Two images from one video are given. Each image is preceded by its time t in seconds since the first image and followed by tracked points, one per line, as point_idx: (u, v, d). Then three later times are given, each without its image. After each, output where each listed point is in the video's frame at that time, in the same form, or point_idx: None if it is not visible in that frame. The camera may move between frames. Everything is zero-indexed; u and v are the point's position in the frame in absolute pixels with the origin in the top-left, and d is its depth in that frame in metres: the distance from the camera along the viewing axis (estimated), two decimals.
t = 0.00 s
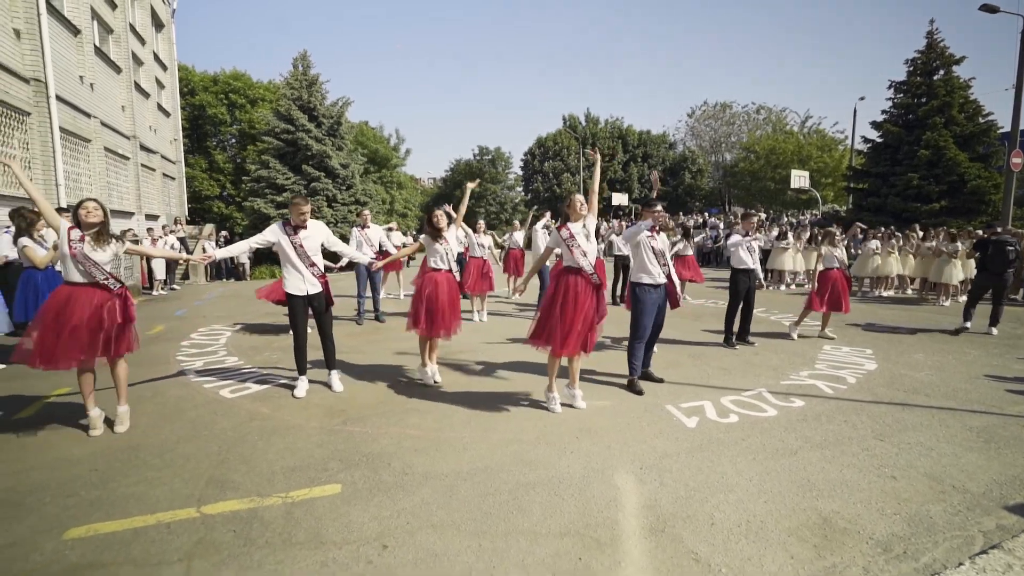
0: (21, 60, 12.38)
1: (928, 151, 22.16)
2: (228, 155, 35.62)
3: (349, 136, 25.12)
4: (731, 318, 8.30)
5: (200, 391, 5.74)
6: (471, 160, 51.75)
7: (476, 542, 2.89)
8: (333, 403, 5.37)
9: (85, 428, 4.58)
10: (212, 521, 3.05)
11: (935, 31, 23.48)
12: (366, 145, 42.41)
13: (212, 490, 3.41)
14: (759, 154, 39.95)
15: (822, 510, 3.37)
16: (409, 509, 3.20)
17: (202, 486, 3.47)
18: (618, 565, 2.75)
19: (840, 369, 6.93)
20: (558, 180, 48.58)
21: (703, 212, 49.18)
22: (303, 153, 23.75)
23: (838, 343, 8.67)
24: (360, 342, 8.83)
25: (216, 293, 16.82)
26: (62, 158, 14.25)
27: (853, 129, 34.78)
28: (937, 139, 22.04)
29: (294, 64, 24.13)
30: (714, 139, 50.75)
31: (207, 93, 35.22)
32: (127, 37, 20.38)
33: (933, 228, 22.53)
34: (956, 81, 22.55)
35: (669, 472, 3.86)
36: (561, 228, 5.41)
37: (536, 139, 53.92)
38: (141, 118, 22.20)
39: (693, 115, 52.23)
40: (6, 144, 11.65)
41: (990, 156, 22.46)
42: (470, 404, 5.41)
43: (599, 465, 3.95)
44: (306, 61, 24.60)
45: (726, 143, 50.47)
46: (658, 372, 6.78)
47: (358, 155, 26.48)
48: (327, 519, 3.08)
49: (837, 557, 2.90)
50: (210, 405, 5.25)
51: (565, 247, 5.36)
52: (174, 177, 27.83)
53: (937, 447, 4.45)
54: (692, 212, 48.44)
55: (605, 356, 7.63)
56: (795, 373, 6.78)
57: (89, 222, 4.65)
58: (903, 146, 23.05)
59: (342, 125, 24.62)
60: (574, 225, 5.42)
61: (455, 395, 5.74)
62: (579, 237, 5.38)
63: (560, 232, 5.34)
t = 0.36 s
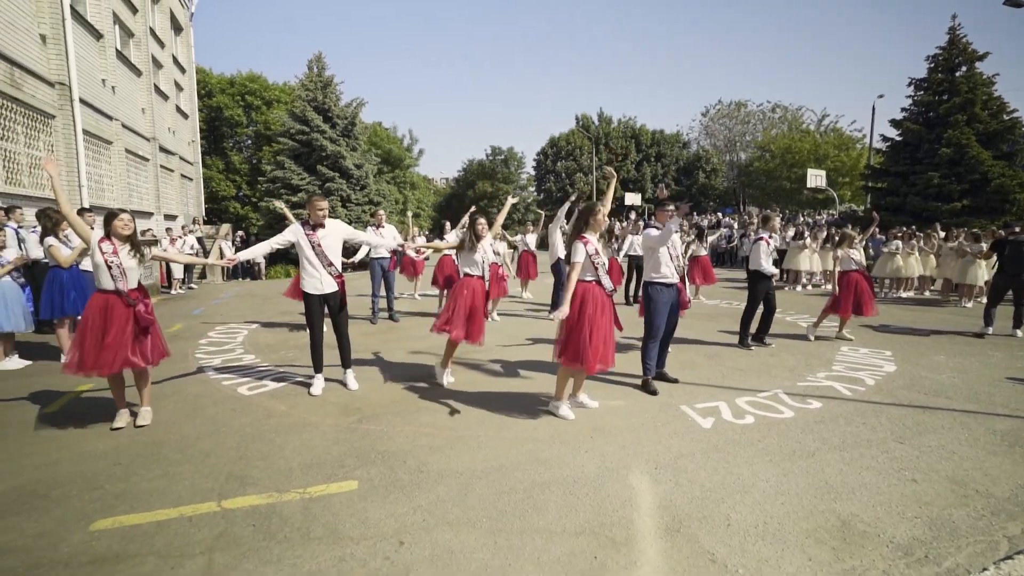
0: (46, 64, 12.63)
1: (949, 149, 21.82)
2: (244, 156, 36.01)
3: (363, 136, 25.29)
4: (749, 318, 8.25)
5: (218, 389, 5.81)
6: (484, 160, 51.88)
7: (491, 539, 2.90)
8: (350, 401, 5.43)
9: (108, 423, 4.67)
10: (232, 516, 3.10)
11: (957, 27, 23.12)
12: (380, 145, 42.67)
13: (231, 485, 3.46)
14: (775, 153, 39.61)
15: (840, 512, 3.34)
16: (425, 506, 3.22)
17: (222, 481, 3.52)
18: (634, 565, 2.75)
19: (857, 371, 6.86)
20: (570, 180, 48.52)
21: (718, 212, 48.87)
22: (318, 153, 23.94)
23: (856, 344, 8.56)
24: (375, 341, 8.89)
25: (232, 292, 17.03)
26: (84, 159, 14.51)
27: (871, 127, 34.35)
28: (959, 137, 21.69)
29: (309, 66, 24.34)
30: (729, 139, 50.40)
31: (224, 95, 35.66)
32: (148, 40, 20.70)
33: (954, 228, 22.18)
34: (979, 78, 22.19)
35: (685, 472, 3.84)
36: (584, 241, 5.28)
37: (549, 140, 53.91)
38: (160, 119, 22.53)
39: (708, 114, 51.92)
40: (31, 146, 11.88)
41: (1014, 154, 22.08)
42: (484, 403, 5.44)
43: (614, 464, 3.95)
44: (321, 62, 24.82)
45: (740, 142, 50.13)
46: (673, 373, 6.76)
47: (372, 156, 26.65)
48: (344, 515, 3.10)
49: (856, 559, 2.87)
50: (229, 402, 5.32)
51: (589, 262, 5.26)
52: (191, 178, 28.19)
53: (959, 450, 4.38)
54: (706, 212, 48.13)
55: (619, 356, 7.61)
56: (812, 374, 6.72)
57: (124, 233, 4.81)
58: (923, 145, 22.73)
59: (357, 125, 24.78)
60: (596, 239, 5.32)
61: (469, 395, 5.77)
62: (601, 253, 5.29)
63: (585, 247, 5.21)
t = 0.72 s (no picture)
0: (63, 67, 12.81)
1: (966, 148, 21.55)
2: (256, 156, 36.28)
3: (374, 137, 25.42)
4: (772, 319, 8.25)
5: (231, 388, 5.87)
6: (494, 160, 51.93)
7: (501, 539, 2.90)
8: (361, 400, 5.46)
9: (123, 421, 4.72)
10: (245, 513, 3.13)
11: (975, 24, 22.85)
12: (390, 146, 42.86)
13: (244, 483, 3.50)
14: (787, 153, 39.34)
15: (853, 515, 3.31)
16: (435, 505, 3.23)
17: (235, 478, 3.56)
18: (644, 565, 2.75)
19: (871, 372, 6.79)
20: (580, 181, 48.44)
21: (729, 212, 48.61)
22: (329, 154, 24.10)
23: (870, 346, 8.48)
24: (386, 341, 8.93)
25: (244, 292, 17.18)
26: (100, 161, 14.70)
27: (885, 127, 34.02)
28: (977, 135, 21.41)
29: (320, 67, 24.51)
30: (740, 138, 50.12)
31: (237, 96, 35.97)
32: (162, 43, 20.93)
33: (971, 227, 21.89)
34: (997, 75, 21.91)
35: (696, 474, 3.83)
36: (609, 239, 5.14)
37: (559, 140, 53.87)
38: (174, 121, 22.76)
39: (719, 113, 51.66)
40: (49, 148, 12.06)
41: None
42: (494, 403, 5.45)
43: (624, 465, 3.94)
44: (332, 64, 24.98)
45: (752, 142, 49.87)
46: (683, 373, 6.73)
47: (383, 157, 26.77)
48: (355, 514, 3.12)
49: (869, 562, 2.85)
50: (241, 401, 5.36)
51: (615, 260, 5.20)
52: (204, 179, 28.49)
53: (975, 453, 4.33)
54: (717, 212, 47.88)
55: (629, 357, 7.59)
56: (825, 375, 6.67)
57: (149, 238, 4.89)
58: (939, 143, 22.47)
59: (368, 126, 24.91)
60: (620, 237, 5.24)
61: (481, 395, 5.78)
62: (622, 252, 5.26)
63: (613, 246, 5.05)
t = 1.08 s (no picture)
0: (66, 67, 12.84)
1: (969, 147, 21.50)
2: (258, 157, 36.30)
3: (376, 137, 25.45)
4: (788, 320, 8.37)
5: (233, 387, 5.86)
6: (496, 160, 51.94)
7: (501, 537, 2.89)
8: (360, 399, 5.46)
9: (123, 420, 4.71)
10: (245, 511, 3.13)
11: (978, 23, 22.81)
12: (392, 145, 42.89)
13: (245, 481, 3.50)
14: (789, 153, 39.30)
15: (855, 514, 3.30)
16: (435, 503, 3.23)
17: (236, 476, 3.56)
18: (644, 563, 2.74)
19: (873, 372, 6.77)
20: (582, 181, 48.47)
21: (731, 212, 48.54)
22: (331, 154, 24.14)
23: (873, 345, 8.46)
24: (388, 341, 8.95)
25: (247, 292, 17.26)
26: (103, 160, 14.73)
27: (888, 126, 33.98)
28: (980, 135, 21.37)
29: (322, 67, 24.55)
30: (742, 138, 50.10)
31: (239, 96, 36.04)
32: (164, 43, 20.96)
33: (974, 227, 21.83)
34: (1000, 74, 21.86)
35: (697, 472, 3.82)
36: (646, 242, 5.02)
37: (561, 140, 53.86)
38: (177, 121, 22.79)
39: (721, 113, 51.61)
40: (52, 148, 12.08)
41: None
42: (494, 403, 5.45)
43: (625, 464, 3.93)
44: (334, 64, 25.02)
45: (754, 142, 49.82)
46: (684, 373, 6.72)
47: (385, 156, 26.79)
48: (355, 512, 3.12)
49: (870, 561, 2.83)
50: (242, 400, 5.36)
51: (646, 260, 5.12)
52: (207, 179, 28.51)
53: (978, 453, 4.30)
54: (719, 212, 47.85)
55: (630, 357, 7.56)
56: (827, 375, 6.64)
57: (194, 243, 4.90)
58: (942, 143, 22.42)
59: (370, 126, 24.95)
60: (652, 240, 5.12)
61: (482, 395, 5.77)
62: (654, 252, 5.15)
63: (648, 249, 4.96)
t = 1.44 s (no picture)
0: (65, 67, 12.84)
1: (969, 147, 21.53)
2: (258, 157, 36.28)
3: (375, 137, 25.47)
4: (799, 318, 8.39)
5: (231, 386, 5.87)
6: (496, 160, 51.94)
7: (497, 536, 2.90)
8: (358, 398, 5.47)
9: (121, 420, 4.71)
10: (241, 511, 3.13)
11: (977, 23, 22.82)
12: (392, 145, 42.88)
13: (242, 480, 3.50)
14: (789, 152, 39.35)
15: (851, 513, 3.30)
16: (431, 502, 3.23)
17: (233, 475, 3.56)
18: (639, 562, 2.75)
19: (872, 371, 6.78)
20: (582, 180, 48.53)
21: (731, 212, 48.55)
22: (330, 154, 24.15)
23: (871, 344, 8.47)
24: (387, 341, 8.96)
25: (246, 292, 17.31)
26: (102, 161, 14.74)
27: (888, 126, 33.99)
28: (979, 134, 21.40)
29: (322, 67, 24.56)
30: (742, 138, 50.14)
31: (239, 96, 36.06)
32: (164, 43, 20.95)
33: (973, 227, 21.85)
34: (1000, 74, 21.87)
35: (693, 471, 3.83)
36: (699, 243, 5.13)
37: (560, 140, 53.88)
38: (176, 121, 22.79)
39: (721, 113, 51.65)
40: (51, 147, 12.08)
41: None
42: (493, 403, 5.46)
43: (622, 463, 3.93)
44: (333, 64, 25.06)
45: (754, 142, 49.85)
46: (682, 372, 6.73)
47: (384, 156, 26.78)
48: (352, 511, 3.12)
49: (866, 560, 2.84)
50: (240, 399, 5.36)
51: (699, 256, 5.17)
52: (206, 179, 28.52)
53: (974, 452, 4.31)
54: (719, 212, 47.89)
55: (628, 357, 7.57)
56: (825, 374, 6.65)
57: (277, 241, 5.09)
58: (941, 143, 22.43)
59: (369, 126, 24.98)
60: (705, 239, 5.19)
61: (481, 395, 5.78)
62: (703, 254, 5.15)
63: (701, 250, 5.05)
